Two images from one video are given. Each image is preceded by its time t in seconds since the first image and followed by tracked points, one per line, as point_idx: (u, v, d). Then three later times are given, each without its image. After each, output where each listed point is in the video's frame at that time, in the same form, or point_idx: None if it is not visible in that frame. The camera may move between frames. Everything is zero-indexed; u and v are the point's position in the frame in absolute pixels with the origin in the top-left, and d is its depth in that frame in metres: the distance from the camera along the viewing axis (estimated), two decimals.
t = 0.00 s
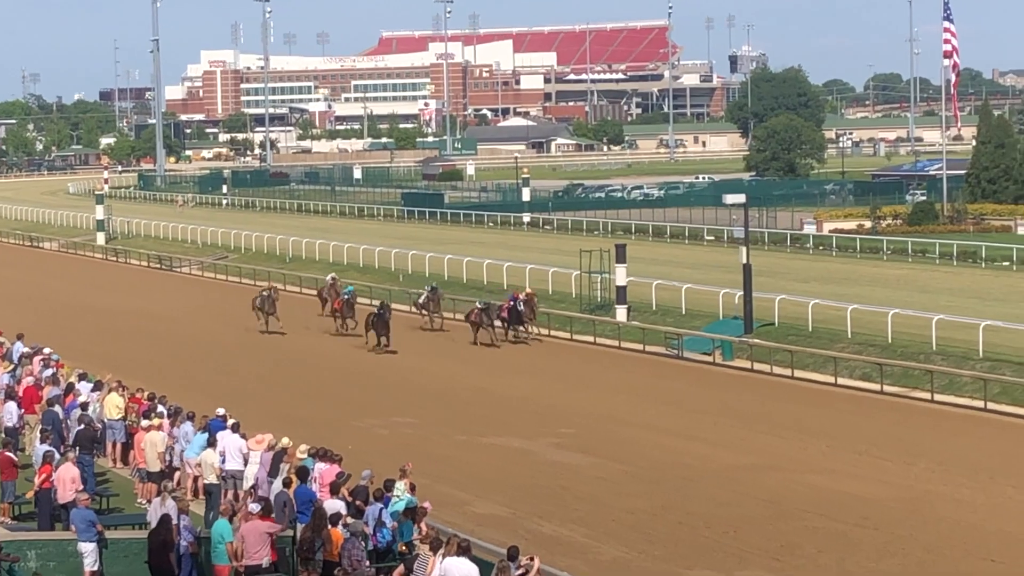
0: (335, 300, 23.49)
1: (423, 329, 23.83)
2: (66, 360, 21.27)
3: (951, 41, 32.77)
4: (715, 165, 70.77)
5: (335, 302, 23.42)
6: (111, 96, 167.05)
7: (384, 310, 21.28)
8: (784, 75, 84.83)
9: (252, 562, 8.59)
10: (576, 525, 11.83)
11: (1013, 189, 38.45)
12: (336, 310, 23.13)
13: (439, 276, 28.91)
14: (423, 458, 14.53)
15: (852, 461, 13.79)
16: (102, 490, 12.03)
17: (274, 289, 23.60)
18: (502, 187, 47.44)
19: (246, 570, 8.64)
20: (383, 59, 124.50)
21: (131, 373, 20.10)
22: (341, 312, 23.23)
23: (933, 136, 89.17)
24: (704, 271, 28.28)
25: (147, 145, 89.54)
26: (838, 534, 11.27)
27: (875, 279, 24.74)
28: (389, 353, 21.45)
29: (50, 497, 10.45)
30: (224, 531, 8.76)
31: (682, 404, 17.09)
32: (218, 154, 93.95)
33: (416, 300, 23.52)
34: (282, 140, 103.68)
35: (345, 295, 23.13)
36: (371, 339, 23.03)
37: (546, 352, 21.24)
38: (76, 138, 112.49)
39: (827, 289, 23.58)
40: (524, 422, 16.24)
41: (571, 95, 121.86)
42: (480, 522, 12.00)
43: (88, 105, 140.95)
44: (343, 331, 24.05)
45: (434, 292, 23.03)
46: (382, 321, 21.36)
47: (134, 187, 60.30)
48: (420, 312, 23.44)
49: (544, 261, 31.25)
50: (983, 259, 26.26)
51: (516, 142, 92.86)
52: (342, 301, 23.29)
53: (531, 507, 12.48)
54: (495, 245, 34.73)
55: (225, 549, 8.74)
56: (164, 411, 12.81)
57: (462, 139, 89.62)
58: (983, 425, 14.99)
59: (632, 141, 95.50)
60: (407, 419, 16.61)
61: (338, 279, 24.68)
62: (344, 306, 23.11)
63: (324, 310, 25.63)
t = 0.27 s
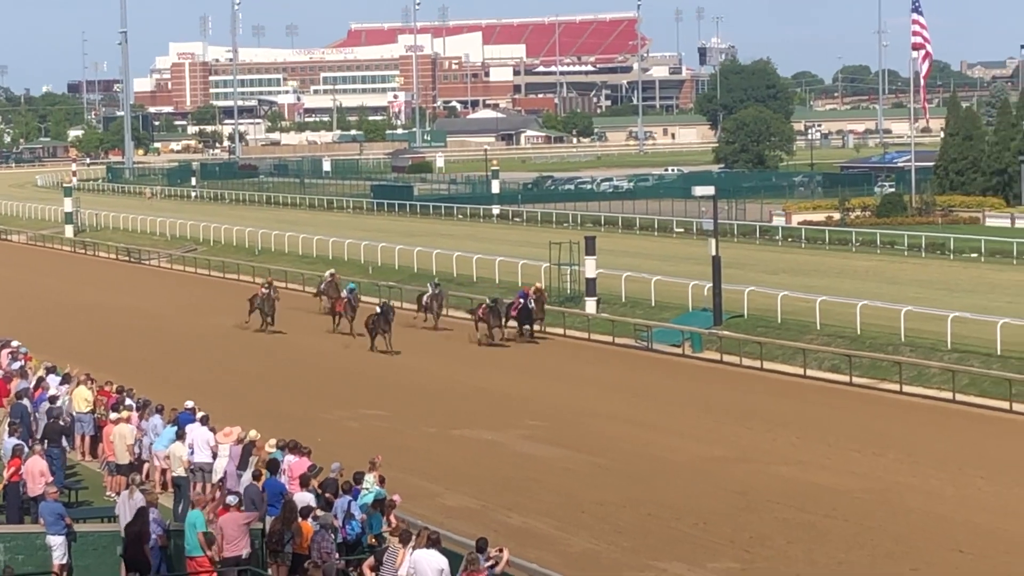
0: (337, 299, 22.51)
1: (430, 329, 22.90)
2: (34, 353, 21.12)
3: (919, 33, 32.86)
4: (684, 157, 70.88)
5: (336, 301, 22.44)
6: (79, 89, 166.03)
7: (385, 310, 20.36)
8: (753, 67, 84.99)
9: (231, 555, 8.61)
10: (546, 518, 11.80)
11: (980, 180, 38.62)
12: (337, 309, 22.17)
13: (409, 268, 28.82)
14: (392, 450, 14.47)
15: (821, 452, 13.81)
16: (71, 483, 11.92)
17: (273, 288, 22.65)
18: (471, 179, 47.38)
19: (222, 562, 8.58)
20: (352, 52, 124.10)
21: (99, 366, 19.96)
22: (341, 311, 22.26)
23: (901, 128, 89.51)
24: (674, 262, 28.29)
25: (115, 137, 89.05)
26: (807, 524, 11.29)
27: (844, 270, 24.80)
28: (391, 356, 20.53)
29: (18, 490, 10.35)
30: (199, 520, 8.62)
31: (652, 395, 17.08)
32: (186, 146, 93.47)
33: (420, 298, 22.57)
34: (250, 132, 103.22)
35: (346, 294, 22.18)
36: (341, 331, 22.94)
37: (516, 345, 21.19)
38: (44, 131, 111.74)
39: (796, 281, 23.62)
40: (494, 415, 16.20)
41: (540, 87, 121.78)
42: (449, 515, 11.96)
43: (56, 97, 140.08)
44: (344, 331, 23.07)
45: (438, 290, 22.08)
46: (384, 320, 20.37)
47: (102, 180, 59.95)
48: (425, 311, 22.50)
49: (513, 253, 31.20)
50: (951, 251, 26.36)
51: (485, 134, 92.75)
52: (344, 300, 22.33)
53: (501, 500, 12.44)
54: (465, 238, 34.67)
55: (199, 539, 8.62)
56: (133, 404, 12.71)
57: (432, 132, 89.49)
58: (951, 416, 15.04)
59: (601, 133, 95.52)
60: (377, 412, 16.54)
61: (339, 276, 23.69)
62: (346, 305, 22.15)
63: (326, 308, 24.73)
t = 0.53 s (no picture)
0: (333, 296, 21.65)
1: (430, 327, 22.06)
2: None
3: (882, 25, 32.97)
4: (648, 149, 70.94)
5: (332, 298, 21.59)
6: (41, 82, 164.90)
7: (383, 305, 19.55)
8: (716, 59, 85.14)
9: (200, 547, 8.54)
10: (511, 510, 11.77)
11: (941, 172, 38.81)
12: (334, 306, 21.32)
13: (373, 261, 28.73)
14: (356, 443, 14.41)
15: (785, 443, 13.84)
16: (33, 477, 11.79)
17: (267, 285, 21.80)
18: (435, 171, 47.28)
19: (189, 556, 8.53)
20: (315, 44, 123.58)
21: (61, 359, 19.79)
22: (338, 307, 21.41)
23: (863, 121, 89.87)
24: (638, 255, 28.31)
25: (77, 131, 88.36)
26: (770, 516, 11.30)
27: (807, 262, 24.87)
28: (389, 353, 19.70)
29: None
30: (165, 513, 8.55)
31: (616, 387, 17.08)
32: (149, 139, 92.85)
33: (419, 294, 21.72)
34: (213, 125, 102.61)
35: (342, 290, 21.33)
36: (305, 324, 22.83)
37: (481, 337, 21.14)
38: (4, 124, 110.77)
39: (760, 273, 23.67)
40: (458, 407, 16.15)
41: (503, 79, 121.60)
42: (414, 507, 11.91)
43: (16, 90, 138.86)
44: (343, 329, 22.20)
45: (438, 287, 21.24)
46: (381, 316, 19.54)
47: (63, 172, 59.47)
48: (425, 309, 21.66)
49: (477, 246, 31.12)
50: (914, 243, 26.46)
51: (449, 126, 92.53)
52: (340, 297, 21.50)
53: (466, 492, 12.40)
54: (429, 230, 34.59)
55: (166, 532, 8.56)
56: (95, 397, 12.58)
57: (395, 124, 89.25)
58: (914, 407, 15.09)
59: (565, 125, 95.49)
60: (342, 404, 16.47)
61: (334, 274, 22.84)
62: (342, 301, 21.31)
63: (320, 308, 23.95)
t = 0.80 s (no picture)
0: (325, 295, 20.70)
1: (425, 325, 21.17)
2: None
3: (838, 18, 33.10)
4: (605, 142, 71.05)
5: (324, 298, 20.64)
6: None
7: (378, 308, 18.64)
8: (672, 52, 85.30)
9: (158, 539, 8.45)
10: (468, 503, 11.71)
11: (897, 165, 39.07)
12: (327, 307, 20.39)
13: (330, 253, 28.58)
14: (313, 436, 14.31)
15: (742, 435, 13.84)
16: None
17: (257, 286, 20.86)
18: (392, 164, 47.14)
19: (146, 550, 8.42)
20: (272, 37, 122.97)
21: (13, 353, 19.57)
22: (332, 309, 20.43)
23: (819, 113, 90.34)
24: (595, 247, 28.31)
25: (31, 124, 87.55)
26: (728, 508, 11.28)
27: (763, 254, 24.93)
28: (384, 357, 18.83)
29: None
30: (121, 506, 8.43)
31: (574, 380, 17.05)
32: (104, 132, 92.13)
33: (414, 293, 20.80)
34: (169, 118, 101.91)
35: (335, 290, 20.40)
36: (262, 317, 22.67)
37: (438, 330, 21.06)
38: None
39: (717, 265, 23.69)
40: (415, 400, 16.07)
41: (460, 72, 121.38)
42: (371, 500, 11.82)
43: None
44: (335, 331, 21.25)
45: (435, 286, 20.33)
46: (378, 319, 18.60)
47: (17, 165, 58.91)
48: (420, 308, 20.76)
49: (435, 238, 31.04)
50: (870, 235, 26.57)
51: (406, 119, 92.30)
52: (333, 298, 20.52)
53: (423, 485, 12.32)
54: (386, 223, 34.46)
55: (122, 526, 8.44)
56: (49, 391, 12.40)
57: (353, 117, 88.99)
58: (870, 399, 15.13)
59: (522, 118, 95.43)
60: (298, 397, 16.35)
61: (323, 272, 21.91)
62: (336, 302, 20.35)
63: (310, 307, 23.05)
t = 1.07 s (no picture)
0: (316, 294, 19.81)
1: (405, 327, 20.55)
2: None
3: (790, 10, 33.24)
4: (559, 134, 71.10)
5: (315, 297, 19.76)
6: None
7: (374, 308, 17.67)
8: (626, 44, 85.41)
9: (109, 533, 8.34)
10: (423, 494, 11.65)
11: (849, 156, 39.28)
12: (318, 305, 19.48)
13: (283, 246, 28.42)
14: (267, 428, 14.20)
15: (695, 426, 13.86)
16: None
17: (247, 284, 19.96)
18: (345, 156, 46.95)
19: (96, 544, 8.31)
20: (224, 28, 122.14)
21: None
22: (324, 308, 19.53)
23: (772, 105, 90.72)
24: (548, 239, 28.30)
25: None
26: (681, 499, 11.30)
27: (716, 246, 24.99)
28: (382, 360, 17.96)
29: None
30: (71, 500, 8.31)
31: (528, 371, 17.01)
32: (54, 124, 91.24)
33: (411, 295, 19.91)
34: (120, 109, 101.05)
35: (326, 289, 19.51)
36: (214, 310, 22.50)
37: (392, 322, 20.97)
38: None
39: (670, 257, 23.74)
40: (369, 392, 15.99)
41: (414, 64, 121.06)
42: (325, 492, 11.75)
43: None
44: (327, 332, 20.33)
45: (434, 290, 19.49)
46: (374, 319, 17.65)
47: None
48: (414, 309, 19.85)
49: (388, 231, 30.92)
50: (822, 226, 26.70)
51: (359, 111, 91.95)
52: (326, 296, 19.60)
53: (377, 477, 12.26)
54: (339, 215, 34.30)
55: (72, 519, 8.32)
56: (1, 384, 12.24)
57: (306, 109, 88.59)
58: (822, 389, 15.19)
59: (476, 110, 95.28)
60: (252, 390, 16.24)
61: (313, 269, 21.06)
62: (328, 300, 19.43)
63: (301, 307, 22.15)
